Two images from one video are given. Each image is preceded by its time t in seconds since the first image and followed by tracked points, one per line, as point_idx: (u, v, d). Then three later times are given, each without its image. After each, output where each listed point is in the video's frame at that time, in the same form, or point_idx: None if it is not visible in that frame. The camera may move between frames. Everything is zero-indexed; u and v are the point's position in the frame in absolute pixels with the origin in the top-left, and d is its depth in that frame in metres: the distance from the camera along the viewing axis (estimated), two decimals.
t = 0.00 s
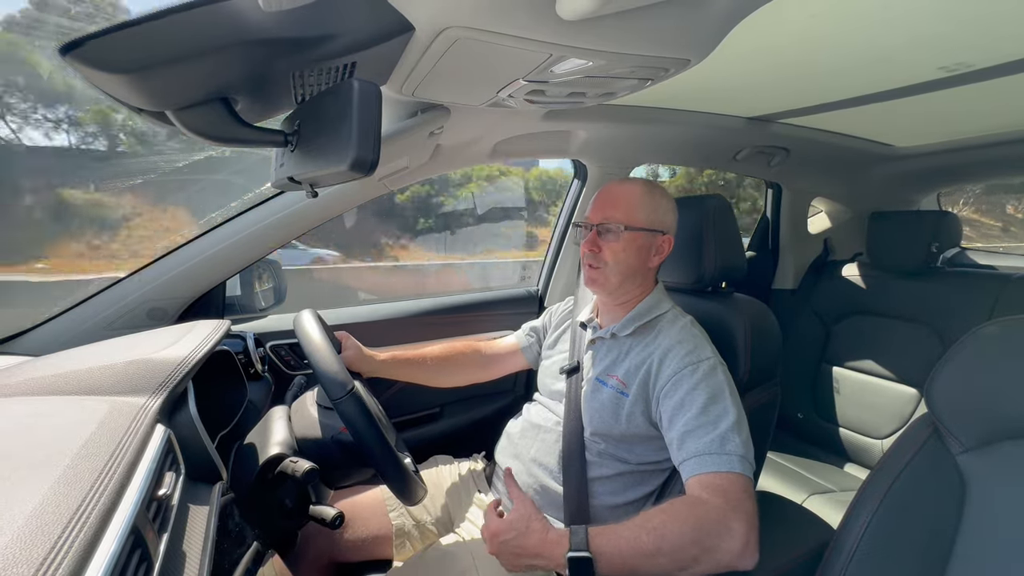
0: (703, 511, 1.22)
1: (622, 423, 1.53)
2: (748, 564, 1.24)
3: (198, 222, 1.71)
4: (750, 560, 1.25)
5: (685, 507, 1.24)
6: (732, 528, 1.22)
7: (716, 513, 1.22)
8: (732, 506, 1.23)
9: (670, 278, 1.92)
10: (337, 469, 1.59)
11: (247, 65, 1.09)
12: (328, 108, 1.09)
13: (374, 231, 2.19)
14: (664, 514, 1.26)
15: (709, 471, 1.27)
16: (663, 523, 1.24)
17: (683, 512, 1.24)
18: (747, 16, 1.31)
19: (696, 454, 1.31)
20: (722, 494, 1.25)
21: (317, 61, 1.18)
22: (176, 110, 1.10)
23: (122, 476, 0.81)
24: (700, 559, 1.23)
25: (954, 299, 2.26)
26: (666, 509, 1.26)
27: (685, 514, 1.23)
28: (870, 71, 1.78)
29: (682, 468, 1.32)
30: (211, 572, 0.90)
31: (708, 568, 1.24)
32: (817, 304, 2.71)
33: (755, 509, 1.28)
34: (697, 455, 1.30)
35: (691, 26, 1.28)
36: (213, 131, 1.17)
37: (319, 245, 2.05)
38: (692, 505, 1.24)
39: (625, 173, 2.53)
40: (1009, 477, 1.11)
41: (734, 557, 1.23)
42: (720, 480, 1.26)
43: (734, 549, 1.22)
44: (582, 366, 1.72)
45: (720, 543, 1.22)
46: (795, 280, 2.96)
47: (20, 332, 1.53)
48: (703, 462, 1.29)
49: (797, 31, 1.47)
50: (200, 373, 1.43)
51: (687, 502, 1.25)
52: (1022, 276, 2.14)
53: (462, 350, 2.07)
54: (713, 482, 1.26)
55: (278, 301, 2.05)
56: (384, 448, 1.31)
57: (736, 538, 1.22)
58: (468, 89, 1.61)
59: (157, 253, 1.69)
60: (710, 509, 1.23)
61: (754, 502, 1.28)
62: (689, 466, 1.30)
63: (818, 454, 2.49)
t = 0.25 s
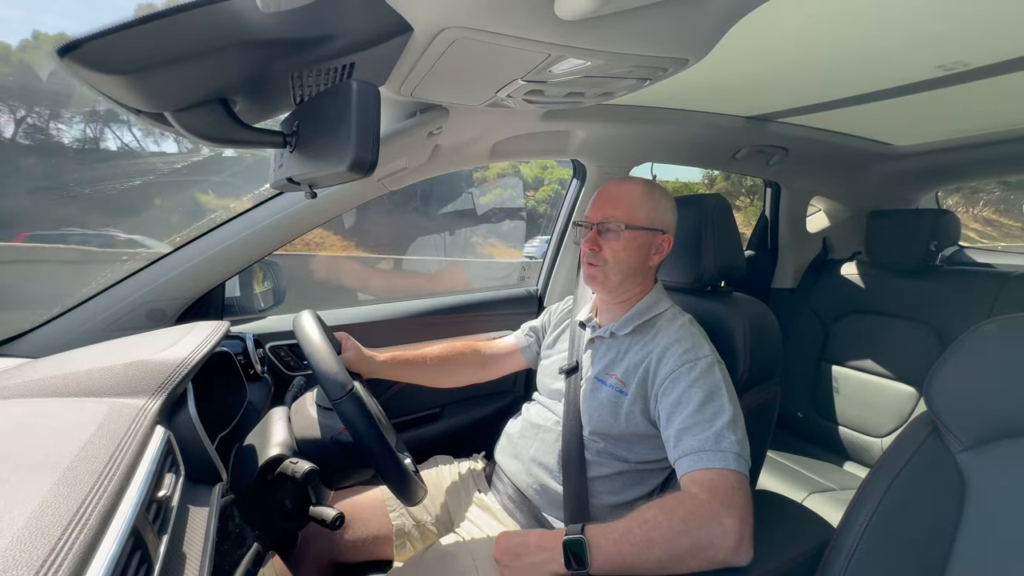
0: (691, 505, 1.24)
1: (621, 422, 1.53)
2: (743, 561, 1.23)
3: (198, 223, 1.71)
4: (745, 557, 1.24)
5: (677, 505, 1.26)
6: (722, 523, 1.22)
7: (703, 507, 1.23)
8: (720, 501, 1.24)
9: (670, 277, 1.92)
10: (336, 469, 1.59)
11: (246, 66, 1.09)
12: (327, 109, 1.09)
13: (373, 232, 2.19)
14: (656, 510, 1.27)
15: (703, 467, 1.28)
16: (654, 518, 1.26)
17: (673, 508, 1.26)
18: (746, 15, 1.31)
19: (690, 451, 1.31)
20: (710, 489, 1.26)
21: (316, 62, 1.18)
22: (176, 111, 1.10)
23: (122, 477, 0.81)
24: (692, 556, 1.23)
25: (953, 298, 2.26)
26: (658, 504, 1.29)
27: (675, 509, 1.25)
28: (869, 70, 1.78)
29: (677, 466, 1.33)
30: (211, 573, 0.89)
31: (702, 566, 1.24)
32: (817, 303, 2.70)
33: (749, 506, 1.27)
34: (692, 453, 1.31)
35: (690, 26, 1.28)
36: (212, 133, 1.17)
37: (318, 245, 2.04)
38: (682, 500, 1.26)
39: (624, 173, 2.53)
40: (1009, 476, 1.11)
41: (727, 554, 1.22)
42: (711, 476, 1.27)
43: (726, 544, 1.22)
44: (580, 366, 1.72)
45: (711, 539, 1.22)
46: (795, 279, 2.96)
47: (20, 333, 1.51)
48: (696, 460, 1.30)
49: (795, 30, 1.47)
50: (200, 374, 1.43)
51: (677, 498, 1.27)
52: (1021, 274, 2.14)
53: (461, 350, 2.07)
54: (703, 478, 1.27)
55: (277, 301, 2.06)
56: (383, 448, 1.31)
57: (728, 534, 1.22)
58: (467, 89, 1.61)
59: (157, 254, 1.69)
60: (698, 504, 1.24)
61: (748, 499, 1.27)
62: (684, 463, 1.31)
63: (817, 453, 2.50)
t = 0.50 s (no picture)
0: (690, 505, 1.24)
1: (621, 422, 1.53)
2: (742, 560, 1.24)
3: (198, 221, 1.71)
4: (744, 556, 1.24)
5: (676, 504, 1.26)
6: (720, 522, 1.22)
7: (702, 507, 1.23)
8: (719, 500, 1.24)
9: (670, 276, 1.92)
10: (336, 468, 1.59)
11: (246, 64, 1.09)
12: (326, 108, 1.09)
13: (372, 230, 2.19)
14: (655, 509, 1.28)
15: (702, 467, 1.28)
16: (653, 518, 1.26)
17: (672, 507, 1.26)
18: (746, 15, 1.32)
19: (689, 450, 1.32)
20: (709, 489, 1.25)
21: (315, 61, 1.18)
22: (174, 110, 1.10)
23: (122, 475, 0.81)
24: (692, 555, 1.23)
25: (953, 298, 2.26)
26: (657, 504, 1.29)
27: (674, 509, 1.25)
28: (868, 70, 1.78)
29: (676, 465, 1.33)
30: (210, 571, 0.90)
31: (701, 565, 1.24)
32: (817, 303, 2.70)
33: (748, 505, 1.27)
34: (690, 452, 1.31)
35: (690, 25, 1.28)
36: (211, 131, 1.17)
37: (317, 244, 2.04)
38: (682, 500, 1.26)
39: (624, 173, 2.53)
40: (1008, 476, 1.11)
41: (726, 553, 1.23)
42: (710, 475, 1.27)
43: (725, 544, 1.22)
44: (580, 365, 1.72)
45: (711, 538, 1.22)
46: (794, 279, 2.95)
47: (19, 332, 1.51)
48: (694, 459, 1.30)
49: (795, 30, 1.47)
50: (200, 373, 1.43)
51: (676, 497, 1.27)
52: (1020, 274, 2.15)
53: (461, 349, 2.07)
54: (703, 477, 1.27)
55: (277, 300, 2.06)
56: (382, 448, 1.31)
57: (727, 534, 1.22)
58: (467, 88, 1.61)
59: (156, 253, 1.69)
60: (696, 504, 1.24)
61: (748, 499, 1.27)
62: (683, 462, 1.31)
63: (817, 452, 2.50)
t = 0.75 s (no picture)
0: (691, 506, 1.24)
1: (622, 422, 1.53)
2: (743, 562, 1.23)
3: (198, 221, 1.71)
4: (744, 557, 1.24)
5: (676, 504, 1.26)
6: (721, 524, 1.22)
7: (702, 508, 1.23)
8: (719, 501, 1.24)
9: (670, 276, 1.92)
10: (336, 468, 1.59)
11: (246, 64, 1.09)
12: (327, 108, 1.09)
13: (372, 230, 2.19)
14: (656, 510, 1.28)
15: (703, 468, 1.28)
16: (653, 518, 1.26)
17: (672, 507, 1.26)
18: (746, 15, 1.31)
19: (690, 451, 1.32)
20: (710, 490, 1.26)
21: (315, 61, 1.18)
22: (175, 110, 1.10)
23: (122, 475, 0.81)
24: (692, 557, 1.23)
25: (953, 298, 2.26)
26: (657, 505, 1.29)
27: (675, 509, 1.25)
28: (869, 70, 1.78)
29: (677, 465, 1.33)
30: (210, 571, 0.90)
31: (701, 566, 1.24)
32: (817, 304, 2.70)
33: (748, 506, 1.27)
34: (692, 453, 1.31)
35: (690, 26, 1.28)
36: (211, 131, 1.17)
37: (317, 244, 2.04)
38: (682, 501, 1.26)
39: (624, 173, 2.53)
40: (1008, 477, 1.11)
41: (727, 554, 1.22)
42: (711, 476, 1.27)
43: (725, 545, 1.22)
44: (581, 366, 1.72)
45: (711, 539, 1.22)
46: (795, 279, 2.95)
47: (20, 332, 1.52)
48: (697, 460, 1.30)
49: (795, 30, 1.47)
50: (200, 373, 1.43)
51: (677, 498, 1.27)
52: (1020, 275, 2.15)
53: (461, 349, 2.07)
54: (703, 478, 1.27)
55: (277, 301, 2.05)
56: (383, 448, 1.31)
57: (727, 535, 1.22)
58: (467, 88, 1.61)
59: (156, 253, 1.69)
60: (697, 505, 1.24)
61: (748, 500, 1.27)
62: (684, 463, 1.31)
63: (816, 453, 2.50)
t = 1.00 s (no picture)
0: (690, 507, 1.24)
1: (621, 423, 1.53)
2: (742, 561, 1.24)
3: (198, 223, 1.71)
4: (744, 557, 1.24)
5: (676, 505, 1.26)
6: (721, 524, 1.22)
7: (702, 509, 1.23)
8: (719, 502, 1.24)
9: (670, 276, 1.92)
10: (336, 469, 1.59)
11: (245, 65, 1.09)
12: (327, 109, 1.09)
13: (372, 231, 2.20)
14: (656, 510, 1.28)
15: (702, 468, 1.28)
16: (653, 519, 1.26)
17: (672, 508, 1.26)
18: (746, 16, 1.31)
19: (690, 451, 1.32)
20: (710, 490, 1.25)
21: (315, 62, 1.18)
22: (174, 111, 1.10)
23: (122, 477, 0.81)
24: (692, 557, 1.23)
25: (953, 299, 2.26)
26: (657, 505, 1.29)
27: (675, 510, 1.25)
28: (869, 71, 1.78)
29: (676, 465, 1.33)
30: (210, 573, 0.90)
31: (700, 566, 1.23)
32: (816, 305, 2.70)
33: (748, 506, 1.27)
34: (691, 453, 1.31)
35: (690, 26, 1.28)
36: (211, 132, 1.17)
37: (317, 245, 2.04)
38: (682, 502, 1.26)
39: (625, 173, 2.53)
40: (1008, 477, 1.11)
41: (726, 554, 1.22)
42: (710, 476, 1.27)
43: (725, 545, 1.22)
44: (580, 367, 1.72)
45: (711, 540, 1.22)
46: (794, 279, 2.95)
47: (19, 332, 1.52)
48: (696, 460, 1.30)
49: (795, 31, 1.47)
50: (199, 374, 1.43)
51: (677, 499, 1.27)
52: (1020, 276, 2.15)
53: (461, 350, 2.07)
54: (702, 478, 1.27)
55: (277, 301, 2.04)
56: (382, 449, 1.31)
57: (727, 535, 1.22)
58: (467, 89, 1.61)
59: (156, 254, 1.69)
60: (696, 505, 1.24)
61: (748, 500, 1.27)
62: (683, 463, 1.31)
63: (816, 453, 2.50)
